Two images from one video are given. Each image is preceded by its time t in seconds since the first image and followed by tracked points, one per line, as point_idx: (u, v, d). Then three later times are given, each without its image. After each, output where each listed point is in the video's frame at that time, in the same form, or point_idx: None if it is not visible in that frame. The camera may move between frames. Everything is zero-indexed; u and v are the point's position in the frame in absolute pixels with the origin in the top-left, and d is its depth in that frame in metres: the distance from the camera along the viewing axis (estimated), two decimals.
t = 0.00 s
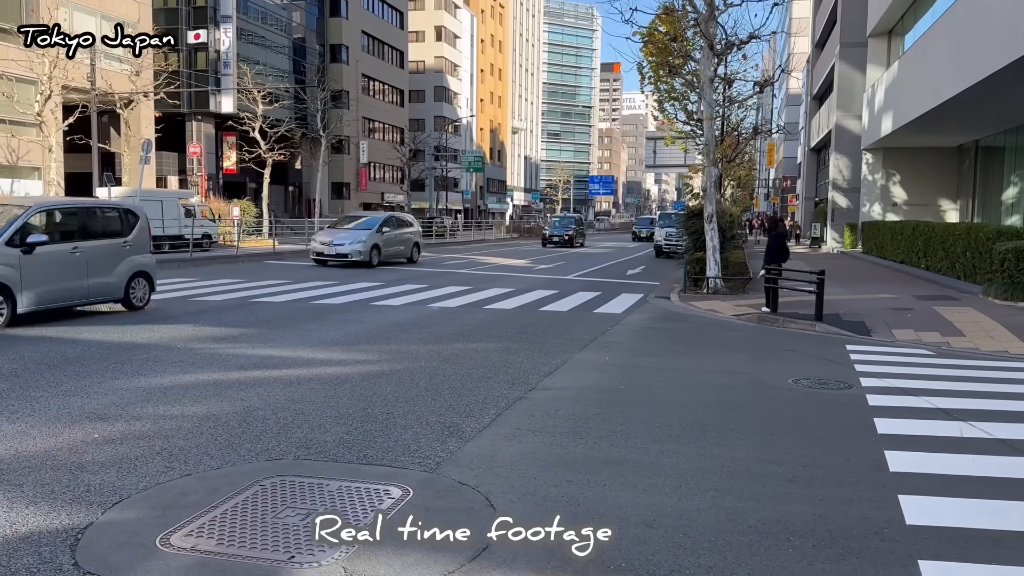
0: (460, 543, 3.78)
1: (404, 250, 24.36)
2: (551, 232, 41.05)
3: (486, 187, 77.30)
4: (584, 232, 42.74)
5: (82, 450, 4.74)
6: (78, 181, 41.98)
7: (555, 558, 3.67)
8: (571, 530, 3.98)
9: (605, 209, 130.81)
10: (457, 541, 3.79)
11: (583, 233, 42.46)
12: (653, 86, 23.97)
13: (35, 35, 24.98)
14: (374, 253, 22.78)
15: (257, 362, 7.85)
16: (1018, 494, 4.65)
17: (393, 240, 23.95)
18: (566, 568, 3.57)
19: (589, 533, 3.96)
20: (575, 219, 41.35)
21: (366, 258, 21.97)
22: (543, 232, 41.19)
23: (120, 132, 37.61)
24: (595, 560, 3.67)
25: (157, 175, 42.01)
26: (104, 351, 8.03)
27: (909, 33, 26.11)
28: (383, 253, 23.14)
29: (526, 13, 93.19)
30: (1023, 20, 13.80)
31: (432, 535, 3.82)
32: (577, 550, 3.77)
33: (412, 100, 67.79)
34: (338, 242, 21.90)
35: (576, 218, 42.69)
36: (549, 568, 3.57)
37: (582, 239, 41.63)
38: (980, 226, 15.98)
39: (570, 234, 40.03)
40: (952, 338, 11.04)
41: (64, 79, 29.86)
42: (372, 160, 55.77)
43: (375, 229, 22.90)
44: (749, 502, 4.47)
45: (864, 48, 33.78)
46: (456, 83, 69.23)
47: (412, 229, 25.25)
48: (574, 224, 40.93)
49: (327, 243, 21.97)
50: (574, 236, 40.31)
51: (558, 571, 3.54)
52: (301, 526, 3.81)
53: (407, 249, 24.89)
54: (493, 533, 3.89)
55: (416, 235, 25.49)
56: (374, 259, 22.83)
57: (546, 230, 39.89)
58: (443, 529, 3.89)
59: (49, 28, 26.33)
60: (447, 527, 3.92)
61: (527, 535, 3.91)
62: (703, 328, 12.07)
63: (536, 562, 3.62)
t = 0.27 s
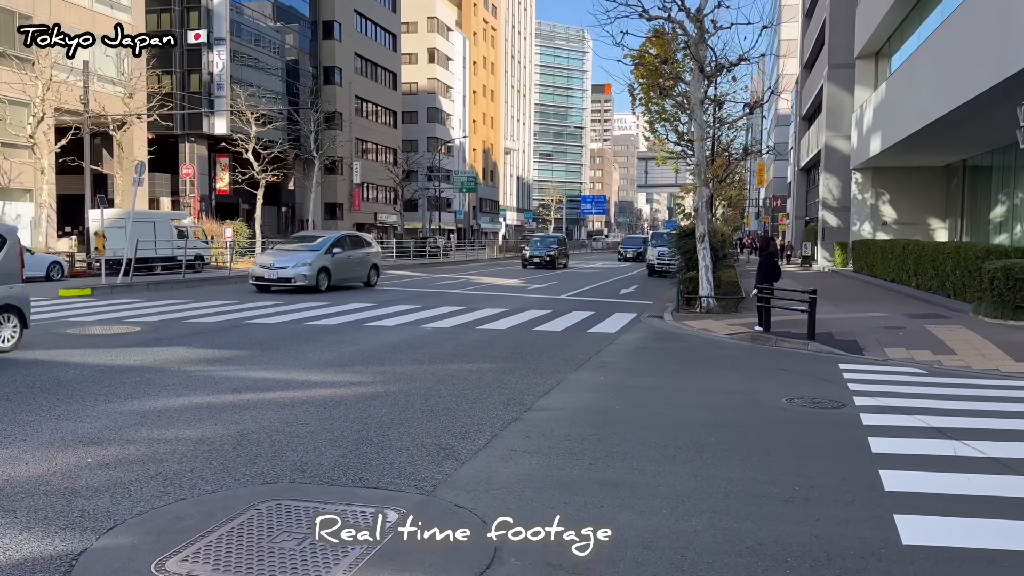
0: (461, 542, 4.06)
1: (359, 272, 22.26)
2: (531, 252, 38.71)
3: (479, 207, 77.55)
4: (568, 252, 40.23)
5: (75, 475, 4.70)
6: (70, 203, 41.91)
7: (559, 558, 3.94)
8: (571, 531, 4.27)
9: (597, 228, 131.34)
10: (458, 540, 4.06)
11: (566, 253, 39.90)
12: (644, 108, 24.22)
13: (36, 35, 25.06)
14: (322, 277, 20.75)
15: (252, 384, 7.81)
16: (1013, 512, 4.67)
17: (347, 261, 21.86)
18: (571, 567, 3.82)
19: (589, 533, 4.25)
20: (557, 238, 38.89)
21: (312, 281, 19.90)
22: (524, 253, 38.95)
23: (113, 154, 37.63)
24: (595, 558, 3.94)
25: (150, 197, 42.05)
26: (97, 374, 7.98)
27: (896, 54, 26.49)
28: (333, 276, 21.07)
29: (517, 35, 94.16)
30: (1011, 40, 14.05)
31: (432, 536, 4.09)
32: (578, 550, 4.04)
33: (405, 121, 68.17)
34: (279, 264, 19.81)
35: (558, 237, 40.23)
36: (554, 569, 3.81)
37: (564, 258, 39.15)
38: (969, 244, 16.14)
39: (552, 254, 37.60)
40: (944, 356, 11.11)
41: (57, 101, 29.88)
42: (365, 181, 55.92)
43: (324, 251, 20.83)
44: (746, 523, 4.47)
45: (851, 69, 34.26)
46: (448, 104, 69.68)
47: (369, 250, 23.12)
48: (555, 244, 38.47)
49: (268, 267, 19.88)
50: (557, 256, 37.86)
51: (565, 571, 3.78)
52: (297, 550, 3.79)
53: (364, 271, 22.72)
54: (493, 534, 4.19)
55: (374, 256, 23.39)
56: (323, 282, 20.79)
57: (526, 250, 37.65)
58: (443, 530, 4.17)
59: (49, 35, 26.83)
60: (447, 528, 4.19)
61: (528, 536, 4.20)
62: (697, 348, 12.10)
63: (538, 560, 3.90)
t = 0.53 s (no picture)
0: (461, 540, 4.36)
1: (301, 295, 19.69)
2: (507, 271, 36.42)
3: (468, 225, 77.66)
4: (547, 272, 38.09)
5: (66, 497, 4.66)
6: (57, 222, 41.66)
7: (561, 557, 4.20)
8: (570, 530, 4.57)
9: (586, 246, 131.77)
10: (458, 540, 4.34)
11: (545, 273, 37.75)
12: (632, 127, 24.42)
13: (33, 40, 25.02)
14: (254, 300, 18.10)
15: (242, 405, 7.75)
16: (1005, 528, 4.69)
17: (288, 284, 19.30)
18: (575, 566, 4.07)
19: (589, 533, 4.53)
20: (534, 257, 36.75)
21: (241, 307, 17.32)
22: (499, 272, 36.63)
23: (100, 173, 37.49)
24: (595, 557, 4.20)
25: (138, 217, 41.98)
26: (85, 396, 7.89)
27: (880, 74, 26.90)
28: (268, 300, 18.45)
29: (506, 54, 94.93)
30: (994, 60, 14.33)
31: (431, 536, 4.36)
32: (578, 550, 4.30)
33: (394, 140, 68.38)
34: (203, 286, 17.15)
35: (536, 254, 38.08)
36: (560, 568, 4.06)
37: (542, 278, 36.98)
38: (956, 261, 16.32)
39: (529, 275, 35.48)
40: (933, 373, 11.18)
41: (45, 121, 29.78)
42: (354, 199, 55.97)
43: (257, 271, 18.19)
44: (739, 541, 4.48)
45: (836, 88, 34.71)
46: (437, 123, 69.96)
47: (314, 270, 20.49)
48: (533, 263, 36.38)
49: (190, 289, 17.20)
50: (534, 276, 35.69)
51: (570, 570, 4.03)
52: (291, 572, 3.78)
53: (307, 294, 20.19)
54: (493, 533, 4.47)
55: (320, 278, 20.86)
56: (254, 307, 18.13)
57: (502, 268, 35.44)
58: (442, 530, 4.46)
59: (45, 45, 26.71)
60: (446, 528, 4.49)
61: (528, 535, 4.49)
62: (688, 366, 12.12)
63: (540, 557, 4.18)
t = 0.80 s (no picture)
0: (461, 541, 4.54)
1: (228, 312, 17.07)
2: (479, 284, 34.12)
3: (456, 238, 77.66)
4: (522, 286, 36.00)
5: (56, 511, 4.61)
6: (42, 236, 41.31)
7: (563, 556, 4.38)
8: (571, 531, 4.76)
9: (574, 257, 132.06)
10: (459, 539, 4.53)
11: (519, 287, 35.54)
12: (620, 139, 24.57)
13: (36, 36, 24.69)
14: (168, 320, 15.46)
15: (232, 418, 7.69)
16: (995, 537, 4.74)
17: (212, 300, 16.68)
18: (574, 565, 4.24)
19: (590, 533, 4.72)
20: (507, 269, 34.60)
21: (150, 329, 14.82)
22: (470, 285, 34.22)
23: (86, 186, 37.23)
24: (594, 557, 4.37)
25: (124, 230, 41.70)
26: (72, 410, 7.81)
27: (864, 87, 27.26)
28: (185, 319, 15.85)
29: (494, 67, 95.36)
30: (977, 74, 14.59)
31: (433, 536, 4.56)
32: (578, 550, 4.47)
33: (382, 152, 68.42)
34: (106, 304, 14.60)
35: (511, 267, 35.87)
36: (561, 567, 4.23)
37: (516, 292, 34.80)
38: (941, 272, 16.51)
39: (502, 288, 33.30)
40: (920, 383, 11.28)
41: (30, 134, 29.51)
42: (342, 211, 55.89)
43: (172, 286, 15.57)
44: (732, 550, 4.50)
45: (822, 101, 35.09)
46: (425, 135, 70.08)
47: (245, 284, 17.82)
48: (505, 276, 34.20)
49: (90, 307, 14.65)
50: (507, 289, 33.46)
51: (569, 570, 4.18)
52: None
53: (238, 311, 17.57)
54: (493, 533, 4.67)
55: (255, 293, 18.25)
56: (169, 328, 15.55)
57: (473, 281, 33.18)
58: (445, 531, 4.63)
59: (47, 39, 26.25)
60: (447, 530, 4.68)
61: (528, 534, 4.69)
62: (677, 377, 12.16)
63: (541, 557, 4.35)
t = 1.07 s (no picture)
0: (459, 544, 4.57)
1: (139, 324, 14.63)
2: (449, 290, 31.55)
3: (445, 242, 77.63)
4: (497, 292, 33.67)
5: (46, 516, 4.59)
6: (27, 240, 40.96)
7: (561, 556, 4.43)
8: (572, 533, 4.81)
9: (563, 262, 132.11)
10: (458, 539, 4.59)
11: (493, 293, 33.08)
12: (608, 144, 24.67)
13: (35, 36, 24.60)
14: (59, 333, 13.00)
15: (222, 423, 7.65)
16: (983, 538, 4.79)
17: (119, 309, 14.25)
18: (573, 565, 4.30)
19: (590, 535, 4.77)
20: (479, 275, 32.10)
21: (34, 344, 12.40)
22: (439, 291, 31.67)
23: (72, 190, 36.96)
24: (595, 556, 4.43)
25: (111, 234, 41.41)
26: (60, 415, 7.75)
27: (850, 92, 27.53)
28: (82, 332, 13.42)
29: (483, 72, 95.54)
30: (962, 80, 14.81)
31: (433, 536, 4.62)
32: (579, 550, 4.53)
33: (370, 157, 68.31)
34: None
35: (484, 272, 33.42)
36: (557, 566, 4.28)
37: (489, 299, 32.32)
38: (927, 276, 16.68)
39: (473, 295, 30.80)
40: (906, 386, 11.39)
41: (15, 138, 29.24)
42: (330, 216, 55.75)
43: (64, 294, 13.13)
44: (723, 552, 4.53)
45: (808, 106, 35.39)
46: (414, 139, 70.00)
47: (160, 291, 15.35)
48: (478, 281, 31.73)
49: None
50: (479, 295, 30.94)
51: (567, 569, 4.24)
52: None
53: (153, 322, 15.15)
54: (493, 535, 4.73)
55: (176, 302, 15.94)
56: (61, 343, 13.12)
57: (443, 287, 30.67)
58: (444, 533, 4.67)
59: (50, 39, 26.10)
60: (446, 532, 4.72)
61: (529, 536, 4.73)
62: (666, 380, 12.21)
63: (541, 558, 4.40)
